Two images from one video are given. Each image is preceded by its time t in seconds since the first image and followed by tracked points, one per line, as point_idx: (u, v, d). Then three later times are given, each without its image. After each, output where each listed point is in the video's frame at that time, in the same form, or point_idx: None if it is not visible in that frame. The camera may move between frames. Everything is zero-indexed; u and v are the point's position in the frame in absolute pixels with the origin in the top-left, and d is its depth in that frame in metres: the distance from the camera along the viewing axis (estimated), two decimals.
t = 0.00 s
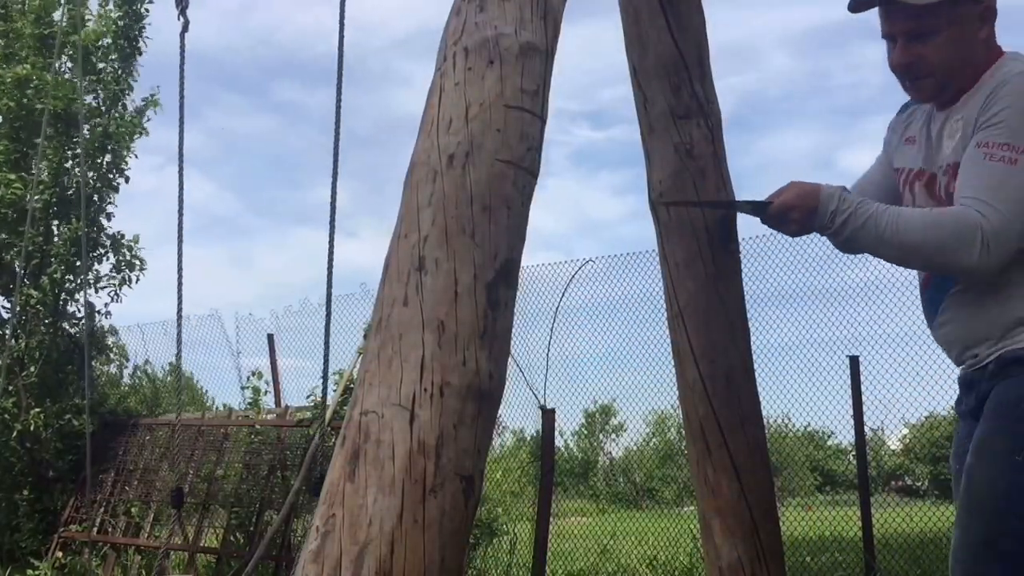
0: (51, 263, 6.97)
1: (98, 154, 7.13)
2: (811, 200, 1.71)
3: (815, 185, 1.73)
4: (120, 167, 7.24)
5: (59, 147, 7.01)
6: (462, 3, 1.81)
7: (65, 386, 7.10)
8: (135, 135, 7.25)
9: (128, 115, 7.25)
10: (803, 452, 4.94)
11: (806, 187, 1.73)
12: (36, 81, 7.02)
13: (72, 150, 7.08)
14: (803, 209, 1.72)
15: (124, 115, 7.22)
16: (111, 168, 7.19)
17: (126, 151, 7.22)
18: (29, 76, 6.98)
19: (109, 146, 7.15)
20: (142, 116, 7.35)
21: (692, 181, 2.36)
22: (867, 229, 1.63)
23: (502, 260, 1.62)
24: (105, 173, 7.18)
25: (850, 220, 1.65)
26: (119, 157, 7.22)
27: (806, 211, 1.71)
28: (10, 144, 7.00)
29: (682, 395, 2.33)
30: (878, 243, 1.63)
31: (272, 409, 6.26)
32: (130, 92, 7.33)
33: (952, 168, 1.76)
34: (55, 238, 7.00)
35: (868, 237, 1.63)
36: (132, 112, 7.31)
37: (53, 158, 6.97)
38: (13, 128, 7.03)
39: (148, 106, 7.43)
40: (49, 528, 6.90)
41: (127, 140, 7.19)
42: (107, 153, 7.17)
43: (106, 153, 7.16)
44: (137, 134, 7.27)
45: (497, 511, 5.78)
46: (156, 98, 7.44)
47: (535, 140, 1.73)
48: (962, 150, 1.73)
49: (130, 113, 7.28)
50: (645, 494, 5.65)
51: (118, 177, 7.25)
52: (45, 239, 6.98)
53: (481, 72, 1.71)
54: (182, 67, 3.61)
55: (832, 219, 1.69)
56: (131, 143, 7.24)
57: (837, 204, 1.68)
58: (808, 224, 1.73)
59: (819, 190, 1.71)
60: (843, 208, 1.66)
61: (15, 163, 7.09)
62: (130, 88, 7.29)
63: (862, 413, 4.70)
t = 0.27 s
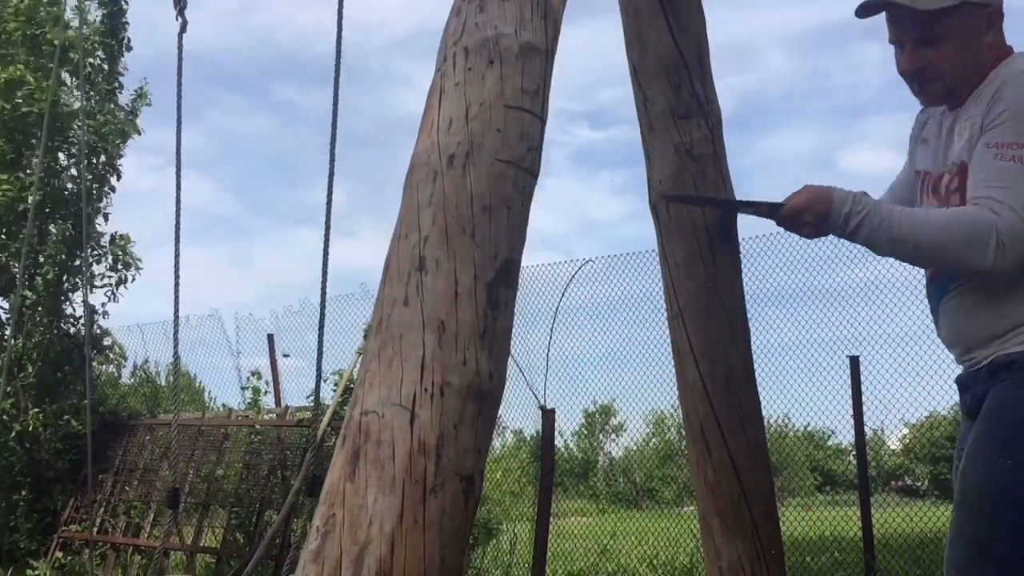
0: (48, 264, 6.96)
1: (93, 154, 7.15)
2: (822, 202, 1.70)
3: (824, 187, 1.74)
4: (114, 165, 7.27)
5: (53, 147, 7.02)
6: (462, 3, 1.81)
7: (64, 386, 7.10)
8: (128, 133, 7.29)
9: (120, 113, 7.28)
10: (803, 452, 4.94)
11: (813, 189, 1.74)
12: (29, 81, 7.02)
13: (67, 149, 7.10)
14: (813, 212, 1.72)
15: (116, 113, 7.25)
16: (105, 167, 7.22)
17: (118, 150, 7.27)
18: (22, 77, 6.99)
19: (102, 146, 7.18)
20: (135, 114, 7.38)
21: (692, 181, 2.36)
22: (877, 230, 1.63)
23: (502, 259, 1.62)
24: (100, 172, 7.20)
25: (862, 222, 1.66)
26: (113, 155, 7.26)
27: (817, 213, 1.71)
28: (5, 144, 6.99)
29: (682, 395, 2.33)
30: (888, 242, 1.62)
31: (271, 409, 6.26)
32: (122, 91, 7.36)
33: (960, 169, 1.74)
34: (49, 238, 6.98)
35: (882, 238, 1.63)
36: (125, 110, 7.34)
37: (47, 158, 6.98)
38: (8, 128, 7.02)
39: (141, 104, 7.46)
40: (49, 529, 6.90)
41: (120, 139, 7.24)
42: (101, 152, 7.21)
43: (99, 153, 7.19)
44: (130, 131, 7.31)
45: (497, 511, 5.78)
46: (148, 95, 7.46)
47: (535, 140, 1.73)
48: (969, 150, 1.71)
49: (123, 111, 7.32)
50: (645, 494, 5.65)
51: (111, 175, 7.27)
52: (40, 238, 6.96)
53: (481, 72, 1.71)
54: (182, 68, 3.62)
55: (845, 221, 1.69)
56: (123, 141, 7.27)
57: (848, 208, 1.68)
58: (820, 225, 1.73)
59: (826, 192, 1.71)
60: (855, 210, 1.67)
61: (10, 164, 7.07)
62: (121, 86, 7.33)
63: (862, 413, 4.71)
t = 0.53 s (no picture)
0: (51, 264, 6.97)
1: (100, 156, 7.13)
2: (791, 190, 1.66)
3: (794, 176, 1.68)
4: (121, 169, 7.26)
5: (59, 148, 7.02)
6: (462, 3, 1.81)
7: (65, 386, 7.09)
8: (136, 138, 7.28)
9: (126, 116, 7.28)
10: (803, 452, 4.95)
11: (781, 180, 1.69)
12: (35, 84, 7.03)
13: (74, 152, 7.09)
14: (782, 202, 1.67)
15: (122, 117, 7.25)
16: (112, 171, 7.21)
17: (127, 154, 7.26)
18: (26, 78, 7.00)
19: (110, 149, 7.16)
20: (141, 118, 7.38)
21: (692, 181, 2.36)
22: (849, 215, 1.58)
23: (502, 259, 1.62)
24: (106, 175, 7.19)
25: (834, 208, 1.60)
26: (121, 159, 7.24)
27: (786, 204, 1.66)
28: (9, 145, 7.00)
29: (682, 395, 2.33)
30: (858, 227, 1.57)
31: (272, 409, 6.26)
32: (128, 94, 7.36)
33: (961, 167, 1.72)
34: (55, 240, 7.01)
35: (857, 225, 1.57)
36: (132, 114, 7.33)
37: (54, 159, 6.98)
38: (11, 129, 7.02)
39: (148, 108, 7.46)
40: (48, 529, 6.90)
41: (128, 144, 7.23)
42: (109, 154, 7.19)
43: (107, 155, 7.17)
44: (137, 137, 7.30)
45: (497, 511, 5.78)
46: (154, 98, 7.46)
47: (535, 141, 1.73)
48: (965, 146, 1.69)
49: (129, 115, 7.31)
50: (644, 494, 5.65)
51: (118, 179, 7.26)
52: (45, 240, 6.99)
53: (481, 72, 1.71)
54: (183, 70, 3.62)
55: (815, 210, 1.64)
56: (132, 145, 7.27)
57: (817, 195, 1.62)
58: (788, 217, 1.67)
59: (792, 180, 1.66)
60: (825, 197, 1.61)
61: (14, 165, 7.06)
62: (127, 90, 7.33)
63: (863, 413, 4.71)
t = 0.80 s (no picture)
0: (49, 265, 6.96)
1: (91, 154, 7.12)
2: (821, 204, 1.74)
3: (824, 189, 1.77)
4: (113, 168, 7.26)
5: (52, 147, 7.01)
6: (462, 3, 1.81)
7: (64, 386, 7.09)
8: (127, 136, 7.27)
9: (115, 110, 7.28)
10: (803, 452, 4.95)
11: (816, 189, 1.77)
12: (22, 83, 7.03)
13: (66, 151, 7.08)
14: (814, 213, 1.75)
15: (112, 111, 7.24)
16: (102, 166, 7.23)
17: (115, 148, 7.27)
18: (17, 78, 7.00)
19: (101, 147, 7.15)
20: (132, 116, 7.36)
21: (692, 181, 2.36)
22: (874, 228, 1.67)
23: (502, 259, 1.62)
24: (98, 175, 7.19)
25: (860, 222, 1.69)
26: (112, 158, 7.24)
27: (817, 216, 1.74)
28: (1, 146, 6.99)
29: (682, 395, 2.33)
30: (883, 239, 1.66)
31: (271, 409, 6.27)
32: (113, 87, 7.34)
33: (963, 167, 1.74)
34: (48, 239, 7.00)
35: (880, 238, 1.65)
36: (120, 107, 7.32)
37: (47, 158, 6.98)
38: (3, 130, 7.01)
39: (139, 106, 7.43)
40: (49, 529, 6.90)
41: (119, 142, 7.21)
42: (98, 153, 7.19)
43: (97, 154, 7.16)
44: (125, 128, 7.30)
45: (497, 511, 5.79)
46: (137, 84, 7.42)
47: (536, 140, 1.73)
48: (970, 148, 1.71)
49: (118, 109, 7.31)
50: (644, 494, 5.65)
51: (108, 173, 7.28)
52: (40, 240, 6.98)
53: (481, 72, 1.71)
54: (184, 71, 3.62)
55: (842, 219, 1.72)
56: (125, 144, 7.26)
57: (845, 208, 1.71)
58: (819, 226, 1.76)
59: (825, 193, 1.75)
60: (852, 208, 1.70)
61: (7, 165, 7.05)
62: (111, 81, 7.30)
63: (863, 413, 4.71)
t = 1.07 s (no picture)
0: (54, 264, 6.97)
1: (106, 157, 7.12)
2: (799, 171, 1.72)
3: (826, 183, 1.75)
4: (127, 172, 7.26)
5: (65, 147, 7.02)
6: (462, 3, 1.81)
7: (65, 386, 7.10)
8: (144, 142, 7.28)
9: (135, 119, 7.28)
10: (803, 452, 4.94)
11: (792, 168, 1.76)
12: (38, 82, 7.00)
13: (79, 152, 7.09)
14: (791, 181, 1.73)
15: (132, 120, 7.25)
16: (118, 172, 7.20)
17: (134, 155, 7.25)
18: (32, 77, 6.97)
19: (117, 150, 7.15)
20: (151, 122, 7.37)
21: (692, 181, 2.36)
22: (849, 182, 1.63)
23: (502, 259, 1.62)
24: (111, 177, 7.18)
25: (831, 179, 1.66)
26: (128, 162, 7.23)
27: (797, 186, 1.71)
28: (13, 145, 7.00)
29: (682, 395, 2.33)
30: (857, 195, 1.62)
31: (271, 409, 6.27)
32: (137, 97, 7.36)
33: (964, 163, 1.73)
34: (59, 238, 7.01)
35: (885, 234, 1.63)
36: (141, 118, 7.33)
37: (59, 159, 6.98)
38: (16, 129, 7.04)
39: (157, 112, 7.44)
40: (50, 528, 6.90)
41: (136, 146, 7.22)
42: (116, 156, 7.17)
43: (114, 157, 7.16)
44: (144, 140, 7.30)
45: (497, 511, 5.79)
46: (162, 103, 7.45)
47: (536, 141, 1.73)
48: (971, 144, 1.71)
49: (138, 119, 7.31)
50: (644, 493, 5.65)
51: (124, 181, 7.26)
52: (49, 239, 6.98)
53: (481, 73, 1.72)
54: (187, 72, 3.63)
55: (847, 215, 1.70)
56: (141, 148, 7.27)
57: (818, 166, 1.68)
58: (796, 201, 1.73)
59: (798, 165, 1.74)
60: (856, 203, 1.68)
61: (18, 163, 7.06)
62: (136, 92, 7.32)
63: (863, 413, 4.70)
